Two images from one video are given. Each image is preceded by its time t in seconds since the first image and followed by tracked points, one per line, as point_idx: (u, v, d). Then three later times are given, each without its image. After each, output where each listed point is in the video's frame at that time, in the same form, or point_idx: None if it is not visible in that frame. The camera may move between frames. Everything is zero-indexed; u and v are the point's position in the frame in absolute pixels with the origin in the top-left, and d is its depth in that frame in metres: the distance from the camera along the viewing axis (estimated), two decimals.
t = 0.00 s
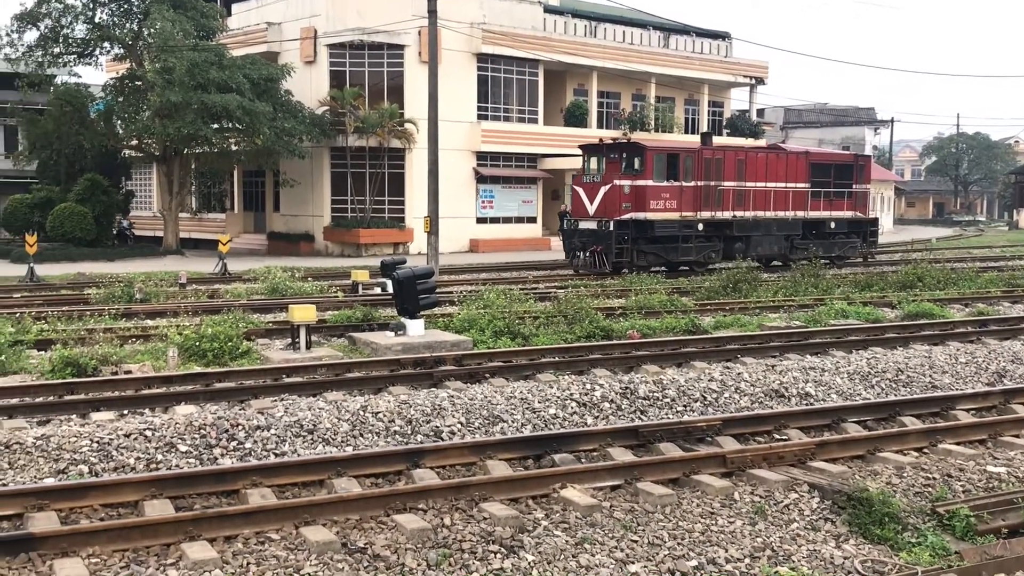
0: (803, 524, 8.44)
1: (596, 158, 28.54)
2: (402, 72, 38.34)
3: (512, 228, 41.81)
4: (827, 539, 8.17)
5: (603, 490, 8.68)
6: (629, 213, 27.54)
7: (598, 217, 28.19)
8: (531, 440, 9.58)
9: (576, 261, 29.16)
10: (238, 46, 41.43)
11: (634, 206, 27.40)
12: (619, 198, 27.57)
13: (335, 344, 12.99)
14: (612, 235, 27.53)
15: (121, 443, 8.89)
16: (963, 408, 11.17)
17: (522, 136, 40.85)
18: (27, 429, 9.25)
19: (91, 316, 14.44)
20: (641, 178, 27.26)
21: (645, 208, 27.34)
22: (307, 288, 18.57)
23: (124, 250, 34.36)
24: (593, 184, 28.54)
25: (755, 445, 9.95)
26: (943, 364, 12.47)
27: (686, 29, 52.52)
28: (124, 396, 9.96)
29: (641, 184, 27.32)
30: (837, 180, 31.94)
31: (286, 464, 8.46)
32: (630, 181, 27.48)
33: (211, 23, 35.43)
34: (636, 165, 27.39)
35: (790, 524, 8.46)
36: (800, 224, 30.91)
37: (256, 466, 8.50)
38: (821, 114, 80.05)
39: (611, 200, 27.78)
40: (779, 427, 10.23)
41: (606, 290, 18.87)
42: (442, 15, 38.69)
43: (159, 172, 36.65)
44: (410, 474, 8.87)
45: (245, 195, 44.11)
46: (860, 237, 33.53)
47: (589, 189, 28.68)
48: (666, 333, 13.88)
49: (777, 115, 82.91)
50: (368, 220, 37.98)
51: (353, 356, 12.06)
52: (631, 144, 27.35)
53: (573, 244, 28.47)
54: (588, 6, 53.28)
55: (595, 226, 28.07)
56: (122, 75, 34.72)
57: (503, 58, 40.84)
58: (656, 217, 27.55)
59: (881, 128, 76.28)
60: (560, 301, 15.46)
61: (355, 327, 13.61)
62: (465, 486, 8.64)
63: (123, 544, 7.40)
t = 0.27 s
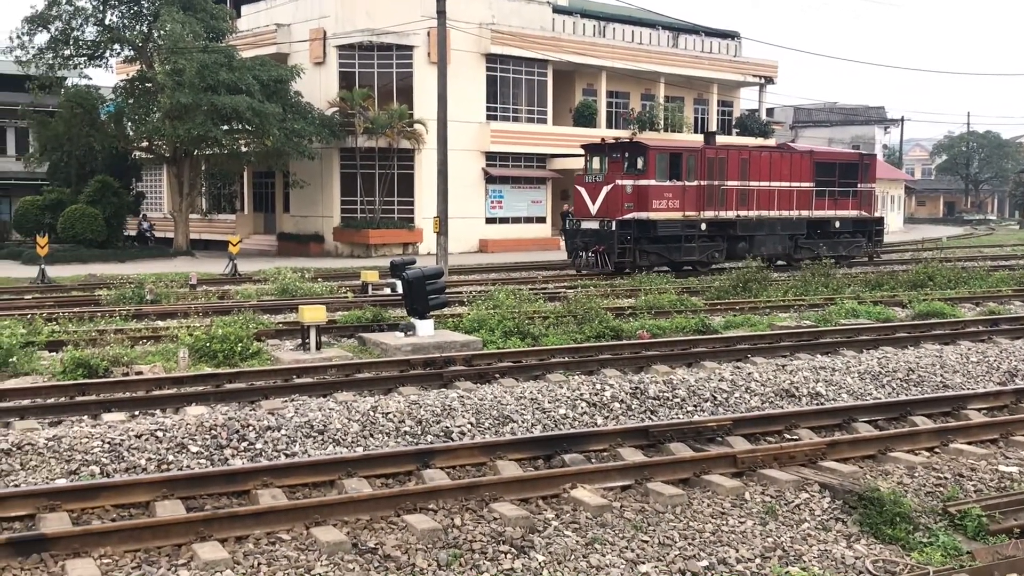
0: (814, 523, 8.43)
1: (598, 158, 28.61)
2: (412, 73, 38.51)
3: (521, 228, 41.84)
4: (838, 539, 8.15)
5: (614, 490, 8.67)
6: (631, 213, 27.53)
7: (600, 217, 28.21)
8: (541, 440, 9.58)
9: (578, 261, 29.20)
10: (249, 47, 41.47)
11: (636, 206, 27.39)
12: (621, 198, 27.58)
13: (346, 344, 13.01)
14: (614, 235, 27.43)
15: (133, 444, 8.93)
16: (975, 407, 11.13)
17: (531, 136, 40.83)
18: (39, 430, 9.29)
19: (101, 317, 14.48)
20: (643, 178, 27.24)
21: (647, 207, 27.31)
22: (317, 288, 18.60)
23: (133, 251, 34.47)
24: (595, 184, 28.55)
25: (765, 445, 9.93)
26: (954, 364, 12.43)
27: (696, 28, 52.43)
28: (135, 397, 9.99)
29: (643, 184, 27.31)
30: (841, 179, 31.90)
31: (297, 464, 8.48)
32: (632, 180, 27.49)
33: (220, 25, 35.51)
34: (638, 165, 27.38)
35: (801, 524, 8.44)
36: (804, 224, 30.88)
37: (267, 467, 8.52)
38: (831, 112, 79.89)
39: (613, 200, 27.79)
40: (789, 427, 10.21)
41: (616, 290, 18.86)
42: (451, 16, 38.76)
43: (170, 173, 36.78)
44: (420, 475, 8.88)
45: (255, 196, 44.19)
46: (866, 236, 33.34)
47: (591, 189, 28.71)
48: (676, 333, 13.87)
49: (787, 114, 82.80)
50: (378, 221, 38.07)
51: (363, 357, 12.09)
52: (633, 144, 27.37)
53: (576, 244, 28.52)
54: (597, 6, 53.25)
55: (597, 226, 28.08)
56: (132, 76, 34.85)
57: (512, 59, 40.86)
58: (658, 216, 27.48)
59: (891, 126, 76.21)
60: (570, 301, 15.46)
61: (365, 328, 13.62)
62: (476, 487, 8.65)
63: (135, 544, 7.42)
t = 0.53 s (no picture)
0: (825, 523, 8.40)
1: (599, 158, 28.56)
2: (420, 74, 38.45)
3: (529, 229, 41.81)
4: (849, 538, 8.13)
5: (624, 490, 8.66)
6: (633, 213, 27.49)
7: (601, 217, 28.10)
8: (552, 440, 9.57)
9: (579, 262, 29.04)
10: (257, 48, 41.60)
11: (638, 205, 27.35)
12: (623, 197, 27.55)
13: (355, 345, 13.02)
14: (615, 235, 27.34)
15: (143, 445, 8.95)
16: (986, 406, 11.09)
17: (538, 136, 40.80)
18: (50, 431, 9.32)
19: (112, 319, 14.53)
20: (645, 177, 27.22)
21: (649, 207, 27.27)
22: (326, 289, 18.62)
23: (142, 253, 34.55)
24: (596, 184, 28.46)
25: (776, 445, 9.89)
26: (966, 362, 12.39)
27: (704, 27, 52.29)
28: (146, 399, 10.01)
29: (644, 183, 27.29)
30: (845, 177, 31.82)
31: (307, 465, 8.48)
32: (633, 180, 27.50)
33: (229, 27, 35.57)
34: (639, 164, 27.36)
35: (812, 523, 8.42)
36: (809, 223, 30.89)
37: (277, 468, 8.53)
38: (841, 111, 79.68)
39: (614, 200, 27.74)
40: (800, 426, 10.18)
41: (625, 290, 18.85)
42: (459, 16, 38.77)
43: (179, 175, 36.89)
44: (430, 475, 8.88)
45: (264, 197, 44.23)
46: (870, 235, 33.23)
47: (591, 189, 28.58)
48: (685, 332, 13.85)
49: (796, 112, 82.64)
50: (387, 221, 38.10)
51: (372, 358, 12.10)
52: (633, 144, 27.40)
53: (578, 244, 28.29)
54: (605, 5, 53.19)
55: (598, 226, 27.97)
56: (141, 79, 34.95)
57: (520, 58, 40.85)
58: (660, 216, 27.44)
59: (900, 125, 76.10)
60: (579, 301, 15.45)
61: (373, 328, 13.64)
62: (486, 487, 8.65)
63: (146, 546, 7.43)
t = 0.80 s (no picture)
0: (836, 521, 8.39)
1: (601, 156, 28.50)
2: (429, 73, 38.60)
3: (539, 228, 41.81)
4: (861, 536, 8.11)
5: (634, 489, 8.65)
6: (635, 211, 27.44)
7: (603, 215, 28.06)
8: (563, 439, 9.57)
9: (581, 261, 28.87)
10: (267, 48, 41.66)
11: (639, 203, 27.30)
12: (624, 196, 27.48)
13: (365, 344, 13.04)
14: (617, 233, 27.36)
15: (155, 445, 8.98)
16: (999, 403, 11.05)
17: (547, 135, 40.83)
18: (63, 431, 9.36)
19: (123, 319, 14.59)
20: (647, 175, 27.18)
21: (651, 205, 27.22)
22: (336, 289, 18.66)
23: (154, 253, 34.63)
24: (598, 182, 28.44)
25: (787, 443, 9.88)
26: (977, 360, 12.35)
27: (713, 25, 52.25)
28: (157, 398, 10.05)
29: (646, 181, 27.24)
30: (849, 174, 31.73)
31: (318, 464, 8.50)
32: (635, 178, 27.42)
33: (238, 27, 35.64)
34: (641, 162, 27.32)
35: (824, 521, 8.40)
36: (812, 220, 30.66)
37: (289, 467, 8.55)
38: (851, 108, 79.44)
39: (616, 199, 27.70)
40: (811, 424, 10.17)
41: (635, 288, 18.84)
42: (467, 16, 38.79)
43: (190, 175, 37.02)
44: (441, 474, 8.89)
45: (275, 197, 44.30)
46: (875, 233, 33.10)
47: (593, 188, 28.61)
48: (696, 331, 13.83)
49: (806, 110, 82.42)
50: (397, 221, 38.15)
51: (383, 357, 12.11)
52: (635, 141, 27.35)
53: (579, 243, 28.33)
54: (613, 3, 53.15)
55: (600, 225, 27.89)
56: (151, 79, 35.06)
57: (529, 57, 40.82)
58: (662, 214, 27.36)
59: (911, 122, 76.02)
60: (589, 300, 15.44)
61: (384, 327, 13.68)
62: (496, 486, 8.65)
63: (158, 545, 7.46)
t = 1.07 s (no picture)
0: (849, 517, 8.37)
1: (602, 152, 28.26)
2: (439, 69, 38.54)
3: (549, 224, 41.82)
4: (873, 533, 8.09)
5: (646, 485, 8.64)
6: (637, 207, 27.26)
7: (604, 212, 27.86)
8: (575, 435, 9.56)
9: (583, 258, 28.71)
10: (277, 46, 41.62)
11: (642, 200, 27.11)
12: (627, 192, 27.29)
13: (376, 341, 13.05)
14: (619, 230, 27.08)
15: (167, 441, 9.00)
16: (1012, 399, 11.01)
17: (557, 131, 40.85)
18: (75, 428, 9.38)
19: (135, 316, 14.63)
20: (649, 171, 27.05)
21: (653, 201, 27.09)
22: (347, 286, 18.68)
23: (164, 250, 34.73)
24: (599, 178, 28.20)
25: (799, 439, 9.85)
26: (990, 356, 12.31)
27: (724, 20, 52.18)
28: (169, 395, 10.07)
29: (649, 177, 27.10)
30: (855, 170, 31.55)
31: (330, 460, 8.51)
32: (637, 174, 27.24)
33: (249, 24, 35.63)
34: (643, 158, 27.17)
35: (836, 518, 8.38)
36: (817, 217, 30.55)
37: (301, 463, 8.57)
38: (862, 103, 79.19)
39: (618, 195, 27.49)
40: (823, 420, 10.14)
41: (645, 285, 18.81)
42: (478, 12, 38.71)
43: (200, 173, 37.12)
44: (453, 470, 8.89)
45: (286, 194, 44.39)
46: (881, 229, 33.05)
47: (595, 184, 28.36)
48: (707, 327, 13.81)
49: (817, 105, 82.16)
50: (407, 218, 38.18)
51: (394, 354, 12.13)
52: (637, 137, 27.18)
53: (580, 240, 28.15)
54: None
55: (602, 221, 27.68)
56: (162, 77, 35.12)
57: (540, 53, 40.77)
58: (664, 210, 27.29)
59: (923, 117, 75.77)
60: (600, 296, 15.43)
61: (395, 324, 13.70)
62: (508, 482, 8.65)
63: (171, 541, 7.48)
